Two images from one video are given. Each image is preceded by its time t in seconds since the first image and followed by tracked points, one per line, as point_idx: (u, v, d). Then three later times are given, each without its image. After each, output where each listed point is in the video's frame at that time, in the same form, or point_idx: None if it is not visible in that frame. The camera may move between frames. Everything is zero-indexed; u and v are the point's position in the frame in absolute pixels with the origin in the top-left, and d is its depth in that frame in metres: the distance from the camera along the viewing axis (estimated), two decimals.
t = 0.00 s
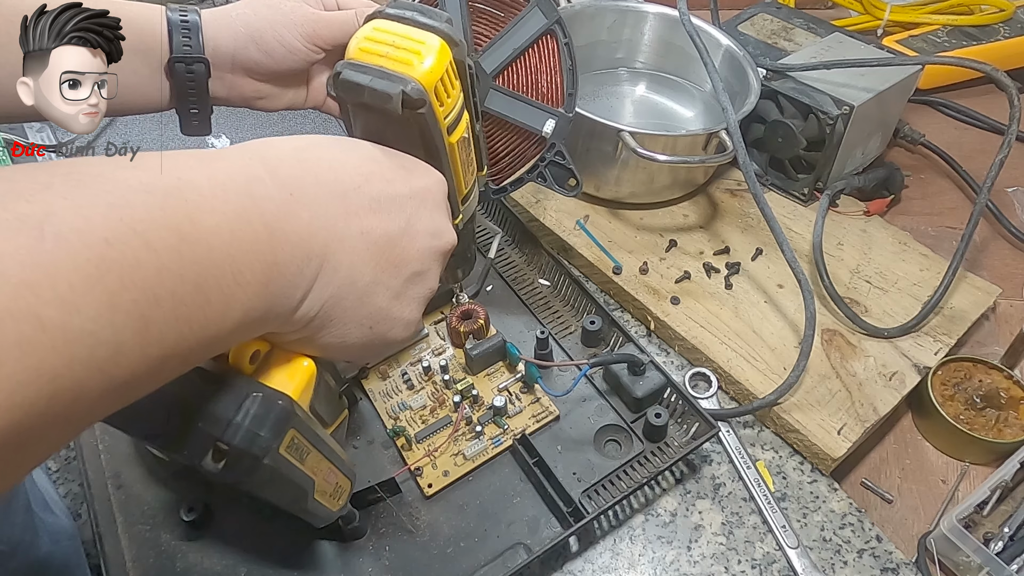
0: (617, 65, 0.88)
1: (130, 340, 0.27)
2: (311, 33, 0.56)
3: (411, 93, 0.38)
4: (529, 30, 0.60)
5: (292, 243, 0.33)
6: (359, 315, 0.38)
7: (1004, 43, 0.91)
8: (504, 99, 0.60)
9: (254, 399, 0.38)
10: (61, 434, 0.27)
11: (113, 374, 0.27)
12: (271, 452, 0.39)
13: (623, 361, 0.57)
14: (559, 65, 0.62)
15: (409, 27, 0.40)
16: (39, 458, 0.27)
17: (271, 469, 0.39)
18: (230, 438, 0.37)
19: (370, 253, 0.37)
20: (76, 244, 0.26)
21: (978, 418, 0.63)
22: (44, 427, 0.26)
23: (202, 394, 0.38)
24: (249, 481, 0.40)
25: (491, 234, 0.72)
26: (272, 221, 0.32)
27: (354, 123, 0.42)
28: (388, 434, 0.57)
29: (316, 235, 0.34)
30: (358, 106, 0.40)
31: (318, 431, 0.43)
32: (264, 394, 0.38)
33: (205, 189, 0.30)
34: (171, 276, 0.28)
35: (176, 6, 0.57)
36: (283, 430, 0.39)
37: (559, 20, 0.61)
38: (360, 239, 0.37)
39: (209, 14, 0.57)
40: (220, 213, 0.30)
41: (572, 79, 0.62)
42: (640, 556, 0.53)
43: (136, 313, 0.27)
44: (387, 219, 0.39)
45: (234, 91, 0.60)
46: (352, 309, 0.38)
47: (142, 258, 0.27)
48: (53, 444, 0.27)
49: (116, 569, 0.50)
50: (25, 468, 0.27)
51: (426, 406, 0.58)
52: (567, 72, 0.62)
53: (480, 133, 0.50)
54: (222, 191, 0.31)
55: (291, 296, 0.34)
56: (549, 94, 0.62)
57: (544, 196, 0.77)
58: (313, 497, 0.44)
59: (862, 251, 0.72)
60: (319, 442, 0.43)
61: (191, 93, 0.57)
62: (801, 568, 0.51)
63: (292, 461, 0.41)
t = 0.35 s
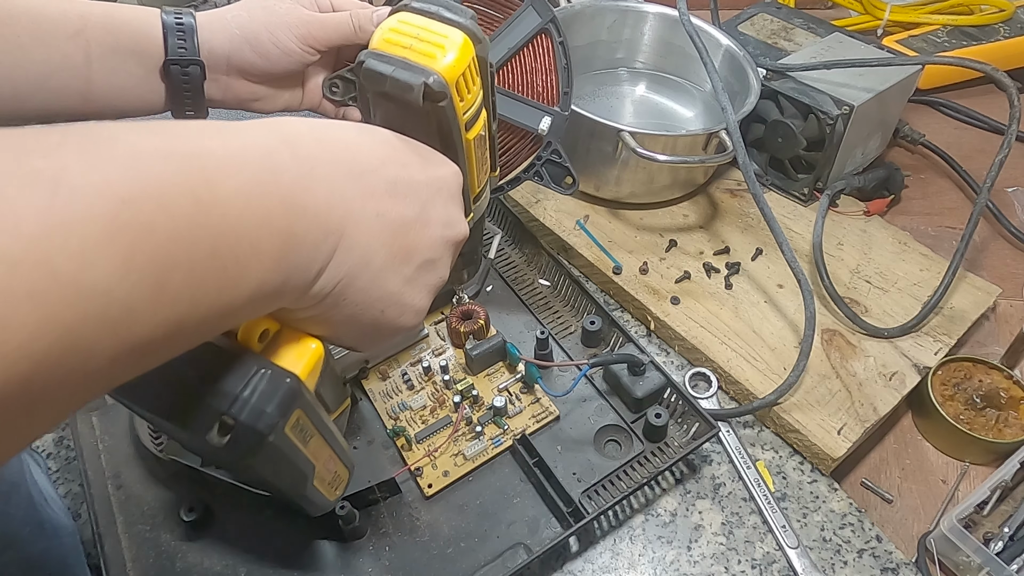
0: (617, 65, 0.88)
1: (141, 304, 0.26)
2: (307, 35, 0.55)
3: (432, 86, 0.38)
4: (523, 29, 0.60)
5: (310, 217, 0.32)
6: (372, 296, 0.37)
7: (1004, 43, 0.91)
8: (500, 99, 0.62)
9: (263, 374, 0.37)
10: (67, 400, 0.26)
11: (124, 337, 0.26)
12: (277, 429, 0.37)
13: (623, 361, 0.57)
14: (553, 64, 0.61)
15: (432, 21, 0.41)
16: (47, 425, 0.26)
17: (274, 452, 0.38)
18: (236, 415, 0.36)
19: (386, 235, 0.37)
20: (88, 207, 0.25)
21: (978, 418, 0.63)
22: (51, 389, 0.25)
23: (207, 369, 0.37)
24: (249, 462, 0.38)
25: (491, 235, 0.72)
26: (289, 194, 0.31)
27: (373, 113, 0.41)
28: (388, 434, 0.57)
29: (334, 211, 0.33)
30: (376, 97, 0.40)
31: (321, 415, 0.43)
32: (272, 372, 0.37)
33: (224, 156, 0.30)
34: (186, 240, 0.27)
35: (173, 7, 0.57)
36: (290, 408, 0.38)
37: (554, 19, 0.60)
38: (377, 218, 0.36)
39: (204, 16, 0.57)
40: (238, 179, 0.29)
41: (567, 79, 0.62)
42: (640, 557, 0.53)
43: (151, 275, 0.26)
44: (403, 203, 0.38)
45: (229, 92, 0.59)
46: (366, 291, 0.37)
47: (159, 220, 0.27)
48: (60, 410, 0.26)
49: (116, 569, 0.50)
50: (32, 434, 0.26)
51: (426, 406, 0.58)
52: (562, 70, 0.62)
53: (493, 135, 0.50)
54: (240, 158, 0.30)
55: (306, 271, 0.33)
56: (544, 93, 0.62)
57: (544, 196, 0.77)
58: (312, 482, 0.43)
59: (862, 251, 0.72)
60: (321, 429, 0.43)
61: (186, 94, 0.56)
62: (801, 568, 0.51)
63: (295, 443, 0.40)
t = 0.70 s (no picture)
0: (617, 65, 0.88)
1: (243, 93, 0.22)
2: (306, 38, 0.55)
3: (437, 7, 0.37)
4: (528, 36, 0.60)
5: (393, 64, 0.28)
6: (440, 176, 0.34)
7: (1004, 43, 0.91)
8: (504, 105, 0.61)
9: (363, 221, 0.31)
10: (139, 197, 0.21)
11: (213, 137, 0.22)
12: (390, 268, 0.31)
13: (623, 361, 0.57)
14: (558, 71, 0.61)
15: None
16: (119, 229, 0.22)
17: (382, 319, 0.32)
18: (350, 253, 0.30)
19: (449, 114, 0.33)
20: None
21: (978, 418, 0.63)
22: (122, 182, 0.21)
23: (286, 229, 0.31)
24: (341, 337, 0.33)
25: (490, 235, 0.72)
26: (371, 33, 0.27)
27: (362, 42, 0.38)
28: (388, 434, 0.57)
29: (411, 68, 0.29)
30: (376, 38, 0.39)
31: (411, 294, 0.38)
32: (370, 223, 0.31)
33: None
34: (291, 46, 0.23)
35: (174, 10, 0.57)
36: (396, 257, 0.32)
37: (559, 26, 0.60)
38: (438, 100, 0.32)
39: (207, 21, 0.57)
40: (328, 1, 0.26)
41: (572, 85, 0.62)
42: (640, 556, 0.53)
43: (259, 64, 0.22)
44: (455, 94, 0.35)
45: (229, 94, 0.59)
46: (440, 163, 0.33)
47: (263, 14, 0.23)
48: (127, 216, 0.21)
49: (116, 568, 0.50)
50: (96, 248, 0.21)
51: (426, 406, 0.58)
52: (567, 77, 0.61)
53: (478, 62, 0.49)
54: None
55: (391, 126, 0.28)
56: (546, 98, 0.62)
57: (544, 196, 0.77)
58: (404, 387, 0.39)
59: (862, 251, 0.72)
60: (411, 302, 0.37)
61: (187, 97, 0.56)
62: (801, 568, 0.51)
63: (397, 304, 0.33)
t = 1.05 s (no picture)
0: (617, 65, 0.88)
1: (242, 108, 0.22)
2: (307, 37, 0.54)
3: (447, 8, 0.37)
4: (526, 40, 0.61)
5: (396, 76, 0.28)
6: (445, 185, 0.34)
7: (1003, 43, 0.91)
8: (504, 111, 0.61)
9: (368, 233, 0.31)
10: (132, 223, 0.22)
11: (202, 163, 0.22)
12: (392, 284, 0.31)
13: (623, 360, 0.57)
14: (555, 76, 0.62)
15: None
16: (111, 254, 0.22)
17: (384, 331, 0.32)
18: (352, 267, 0.30)
19: (454, 123, 0.33)
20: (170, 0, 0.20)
21: (978, 418, 0.63)
22: (112, 209, 0.21)
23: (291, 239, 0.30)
24: (341, 349, 0.33)
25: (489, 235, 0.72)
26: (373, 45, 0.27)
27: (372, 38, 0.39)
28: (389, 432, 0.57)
29: (414, 80, 0.29)
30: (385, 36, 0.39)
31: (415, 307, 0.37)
32: (374, 237, 0.31)
33: None
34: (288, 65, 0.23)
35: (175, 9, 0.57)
36: (400, 269, 0.32)
37: (556, 32, 0.61)
38: (445, 107, 0.32)
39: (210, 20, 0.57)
40: (330, 17, 0.26)
41: (568, 90, 0.62)
42: (640, 556, 0.53)
43: (257, 83, 0.22)
44: (463, 101, 0.34)
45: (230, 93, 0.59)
46: (443, 173, 0.33)
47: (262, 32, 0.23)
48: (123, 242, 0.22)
49: (116, 569, 0.50)
50: (101, 263, 0.22)
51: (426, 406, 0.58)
52: (563, 82, 0.62)
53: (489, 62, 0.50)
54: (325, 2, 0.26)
55: (394, 137, 0.28)
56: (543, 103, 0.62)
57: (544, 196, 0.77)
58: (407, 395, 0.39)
59: (862, 251, 0.72)
60: (413, 309, 0.37)
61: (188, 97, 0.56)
62: (801, 568, 0.51)
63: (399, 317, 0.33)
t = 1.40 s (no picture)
0: (617, 66, 0.88)
1: (234, 128, 0.22)
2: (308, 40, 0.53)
3: (455, 11, 0.37)
4: (530, 39, 0.61)
5: (395, 90, 0.28)
6: (445, 195, 0.34)
7: (1003, 43, 0.91)
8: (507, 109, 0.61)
9: (364, 247, 0.30)
10: (116, 259, 0.22)
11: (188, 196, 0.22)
12: (388, 299, 0.30)
13: (623, 361, 0.57)
14: (558, 74, 0.62)
15: None
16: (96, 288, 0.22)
17: (381, 345, 0.32)
18: (347, 282, 0.30)
19: (456, 134, 0.33)
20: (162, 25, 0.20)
21: (978, 418, 0.63)
22: (94, 248, 0.21)
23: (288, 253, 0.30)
24: (336, 363, 0.33)
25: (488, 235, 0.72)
26: (372, 61, 0.27)
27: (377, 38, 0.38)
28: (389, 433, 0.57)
29: (414, 93, 0.29)
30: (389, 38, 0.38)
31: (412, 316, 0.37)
32: (371, 250, 0.31)
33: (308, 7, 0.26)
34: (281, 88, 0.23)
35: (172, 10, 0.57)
36: (396, 284, 0.31)
37: (558, 31, 0.61)
38: (447, 117, 0.32)
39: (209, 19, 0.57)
40: (327, 31, 0.25)
41: (571, 89, 0.62)
42: (640, 556, 0.53)
43: (250, 108, 0.22)
44: (466, 109, 0.34)
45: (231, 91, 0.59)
46: (443, 184, 0.33)
47: (257, 53, 0.23)
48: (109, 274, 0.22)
49: (116, 569, 0.50)
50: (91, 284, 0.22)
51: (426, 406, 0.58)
52: (566, 81, 0.62)
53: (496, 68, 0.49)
54: (325, 17, 0.26)
55: (392, 151, 0.29)
56: (545, 101, 0.62)
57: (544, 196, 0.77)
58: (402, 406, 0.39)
59: (863, 251, 0.72)
60: (410, 322, 0.36)
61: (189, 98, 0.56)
62: (801, 568, 0.51)
63: (395, 330, 0.33)
